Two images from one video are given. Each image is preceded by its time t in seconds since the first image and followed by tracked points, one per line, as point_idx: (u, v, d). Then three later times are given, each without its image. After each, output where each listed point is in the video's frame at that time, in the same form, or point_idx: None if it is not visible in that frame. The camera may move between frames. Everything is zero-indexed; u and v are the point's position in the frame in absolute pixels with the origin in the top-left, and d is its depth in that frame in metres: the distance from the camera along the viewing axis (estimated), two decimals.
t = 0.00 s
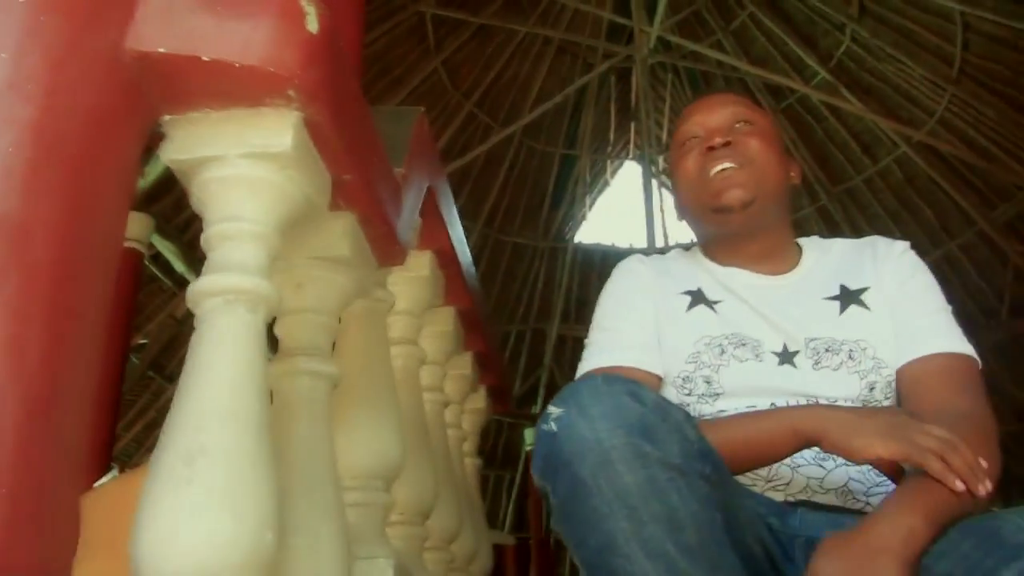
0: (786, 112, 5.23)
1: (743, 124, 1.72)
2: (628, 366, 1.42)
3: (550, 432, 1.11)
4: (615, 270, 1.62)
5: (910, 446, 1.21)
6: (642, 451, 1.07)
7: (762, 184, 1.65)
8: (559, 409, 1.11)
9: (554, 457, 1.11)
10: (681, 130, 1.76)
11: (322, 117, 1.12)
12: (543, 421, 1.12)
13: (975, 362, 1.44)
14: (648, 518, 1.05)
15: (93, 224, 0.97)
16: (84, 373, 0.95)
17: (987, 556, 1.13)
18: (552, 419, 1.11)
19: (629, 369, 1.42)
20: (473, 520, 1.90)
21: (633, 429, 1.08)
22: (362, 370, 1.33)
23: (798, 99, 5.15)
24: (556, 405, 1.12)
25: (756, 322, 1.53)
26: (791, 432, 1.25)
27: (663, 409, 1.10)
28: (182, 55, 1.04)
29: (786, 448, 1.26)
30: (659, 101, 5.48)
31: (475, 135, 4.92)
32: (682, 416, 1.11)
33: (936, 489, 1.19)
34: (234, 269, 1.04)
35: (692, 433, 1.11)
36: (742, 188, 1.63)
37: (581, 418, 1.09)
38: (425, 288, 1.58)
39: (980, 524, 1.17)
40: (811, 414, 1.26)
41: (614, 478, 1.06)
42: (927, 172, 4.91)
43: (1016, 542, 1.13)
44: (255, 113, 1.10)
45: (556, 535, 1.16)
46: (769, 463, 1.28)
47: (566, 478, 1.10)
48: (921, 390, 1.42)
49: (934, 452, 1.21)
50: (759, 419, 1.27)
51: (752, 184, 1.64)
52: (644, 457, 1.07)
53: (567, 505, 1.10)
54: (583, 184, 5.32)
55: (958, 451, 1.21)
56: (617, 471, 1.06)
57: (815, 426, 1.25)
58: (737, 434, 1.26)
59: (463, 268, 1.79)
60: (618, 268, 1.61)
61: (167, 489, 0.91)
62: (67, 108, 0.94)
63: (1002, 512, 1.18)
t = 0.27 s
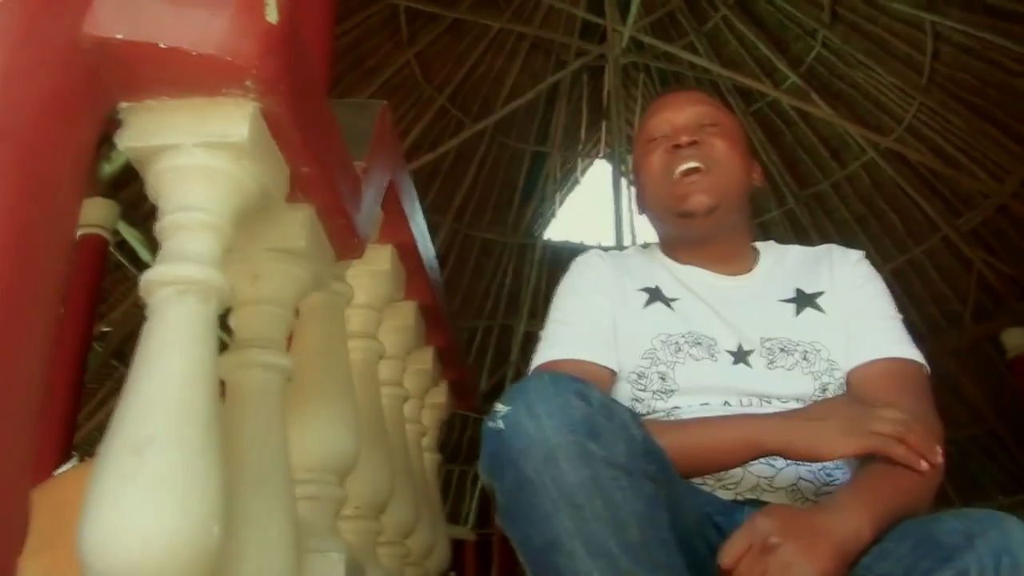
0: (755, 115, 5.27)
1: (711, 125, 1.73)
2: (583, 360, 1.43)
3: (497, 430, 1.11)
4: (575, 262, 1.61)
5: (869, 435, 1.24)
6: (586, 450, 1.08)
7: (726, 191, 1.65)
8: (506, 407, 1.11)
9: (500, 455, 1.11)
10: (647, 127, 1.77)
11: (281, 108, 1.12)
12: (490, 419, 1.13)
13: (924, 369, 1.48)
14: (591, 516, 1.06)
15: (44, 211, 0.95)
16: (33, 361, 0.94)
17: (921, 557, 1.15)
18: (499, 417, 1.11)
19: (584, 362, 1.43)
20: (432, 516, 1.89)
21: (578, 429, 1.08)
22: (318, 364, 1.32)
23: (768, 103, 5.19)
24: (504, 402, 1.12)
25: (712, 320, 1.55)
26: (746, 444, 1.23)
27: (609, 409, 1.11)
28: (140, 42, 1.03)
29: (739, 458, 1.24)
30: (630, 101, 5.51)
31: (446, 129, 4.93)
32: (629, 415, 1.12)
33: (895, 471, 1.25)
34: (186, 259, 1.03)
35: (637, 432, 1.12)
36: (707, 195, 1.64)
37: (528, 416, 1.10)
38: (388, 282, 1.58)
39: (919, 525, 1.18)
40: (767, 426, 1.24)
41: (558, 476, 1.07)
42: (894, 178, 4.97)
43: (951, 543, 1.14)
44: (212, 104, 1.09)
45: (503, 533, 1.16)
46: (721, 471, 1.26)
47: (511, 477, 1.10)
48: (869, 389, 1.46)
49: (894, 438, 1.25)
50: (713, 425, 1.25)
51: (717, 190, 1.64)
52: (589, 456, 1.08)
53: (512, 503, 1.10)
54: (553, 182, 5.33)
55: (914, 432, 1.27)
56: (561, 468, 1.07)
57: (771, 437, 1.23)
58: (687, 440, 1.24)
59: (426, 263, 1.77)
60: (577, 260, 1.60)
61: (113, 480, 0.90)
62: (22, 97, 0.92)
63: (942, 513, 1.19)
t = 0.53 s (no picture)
0: (727, 117, 5.30)
1: (676, 132, 1.73)
2: (541, 357, 1.44)
3: (449, 426, 1.12)
4: (539, 262, 1.64)
5: (812, 446, 1.24)
6: (537, 447, 1.08)
7: (689, 197, 1.66)
8: (458, 402, 1.12)
9: (453, 450, 1.11)
10: (613, 131, 1.77)
11: (239, 99, 1.11)
12: (442, 414, 1.13)
13: (873, 372, 1.49)
14: (540, 513, 1.08)
15: None
16: None
17: (865, 560, 1.16)
18: (452, 413, 1.12)
19: (541, 359, 1.44)
20: (389, 511, 1.88)
21: (530, 426, 1.09)
22: (274, 357, 1.31)
23: (739, 105, 5.23)
24: (456, 398, 1.13)
25: (669, 323, 1.56)
26: (697, 443, 1.26)
27: (561, 407, 1.11)
28: (100, 28, 1.02)
29: (691, 456, 1.26)
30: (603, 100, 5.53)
31: (417, 122, 4.92)
32: (579, 413, 1.13)
33: (828, 491, 1.26)
34: (142, 249, 1.03)
35: (588, 430, 1.13)
36: (669, 201, 1.64)
37: (480, 413, 1.10)
38: (349, 276, 1.58)
39: (865, 530, 1.19)
40: (720, 429, 1.26)
41: (508, 472, 1.08)
42: (862, 183, 5.03)
43: (893, 546, 1.14)
44: (172, 94, 1.08)
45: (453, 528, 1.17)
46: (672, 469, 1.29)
47: (462, 472, 1.10)
48: (816, 390, 1.47)
49: (836, 454, 1.24)
50: (663, 429, 1.27)
51: (678, 195, 1.65)
52: (539, 453, 1.08)
53: (462, 498, 1.11)
54: (523, 179, 5.33)
55: (858, 452, 1.25)
56: (512, 465, 1.08)
57: (721, 438, 1.25)
58: (642, 434, 1.27)
59: (388, 258, 1.77)
60: (541, 259, 1.62)
61: (64, 468, 0.89)
62: None
63: (889, 516, 1.20)
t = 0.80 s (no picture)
0: (697, 118, 5.35)
1: (640, 137, 1.73)
2: (493, 353, 1.46)
3: (397, 419, 1.12)
4: (496, 261, 1.65)
5: (763, 439, 1.27)
6: (483, 443, 1.09)
7: (648, 203, 1.67)
8: (407, 397, 1.12)
9: (399, 443, 1.12)
10: (578, 132, 1.77)
11: (197, 87, 1.10)
12: (391, 408, 1.14)
13: (823, 376, 1.51)
14: (484, 507, 1.08)
15: None
16: None
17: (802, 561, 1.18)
18: (399, 407, 1.12)
19: (494, 355, 1.46)
20: (345, 503, 1.88)
21: (478, 421, 1.09)
22: (227, 347, 1.31)
23: (710, 108, 5.27)
24: (405, 392, 1.13)
25: (623, 325, 1.57)
26: (649, 443, 1.27)
27: (510, 404, 1.12)
28: (57, 11, 1.01)
29: (639, 455, 1.27)
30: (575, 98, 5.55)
31: (388, 113, 4.91)
32: (528, 410, 1.14)
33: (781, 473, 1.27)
34: (95, 235, 1.02)
35: (535, 427, 1.13)
36: (627, 205, 1.66)
37: (428, 407, 1.10)
38: (309, 267, 1.57)
39: (803, 532, 1.22)
40: (668, 426, 1.27)
41: (455, 467, 1.09)
42: (829, 189, 5.09)
43: (830, 548, 1.17)
44: (131, 80, 1.08)
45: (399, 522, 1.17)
46: (618, 467, 1.29)
47: (409, 465, 1.11)
48: (767, 391, 1.48)
49: (787, 442, 1.28)
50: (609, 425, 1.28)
51: (638, 202, 1.66)
52: (485, 449, 1.09)
53: (408, 491, 1.12)
54: (493, 174, 5.34)
55: (806, 434, 1.30)
56: (458, 460, 1.09)
57: (669, 436, 1.27)
58: (594, 436, 1.27)
59: (350, 250, 1.76)
60: (497, 259, 1.64)
61: (8, 455, 0.88)
62: None
63: (824, 518, 1.23)
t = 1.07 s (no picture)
0: (666, 118, 5.38)
1: (596, 131, 1.73)
2: (445, 346, 1.47)
3: (345, 409, 1.12)
4: (448, 255, 1.65)
5: (716, 421, 1.29)
6: (431, 436, 1.09)
7: (600, 196, 1.68)
8: (356, 386, 1.12)
9: (347, 434, 1.11)
10: (534, 123, 1.77)
11: (152, 72, 1.09)
12: (340, 397, 1.13)
13: (770, 364, 1.53)
14: (430, 499, 1.09)
15: None
16: None
17: (744, 558, 1.18)
18: (349, 397, 1.12)
19: (446, 349, 1.47)
20: (300, 495, 1.87)
21: (426, 413, 1.10)
22: (181, 335, 1.29)
23: (679, 107, 5.32)
24: (355, 382, 1.12)
25: (570, 317, 1.58)
26: (599, 439, 1.28)
27: (459, 398, 1.12)
28: None
29: (593, 449, 1.28)
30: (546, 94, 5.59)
31: (357, 104, 4.89)
32: (477, 403, 1.14)
33: (732, 449, 1.29)
34: (45, 218, 1.00)
35: (484, 421, 1.14)
36: (578, 196, 1.67)
37: (377, 398, 1.10)
38: (266, 254, 1.56)
39: (749, 529, 1.23)
40: (615, 421, 1.28)
41: (402, 459, 1.09)
42: (795, 192, 5.15)
43: (772, 546, 1.18)
44: (86, 63, 1.06)
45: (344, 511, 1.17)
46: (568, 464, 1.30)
47: (356, 456, 1.11)
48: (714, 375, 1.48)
49: (739, 418, 1.30)
50: (560, 418, 1.29)
51: (589, 193, 1.67)
52: (433, 441, 1.09)
53: (355, 483, 1.11)
54: (462, 167, 5.33)
55: (756, 408, 1.32)
56: (406, 452, 1.09)
57: (616, 432, 1.28)
58: (542, 432, 1.28)
59: (307, 238, 1.75)
60: (450, 253, 1.64)
61: None
62: None
63: (770, 516, 1.23)
